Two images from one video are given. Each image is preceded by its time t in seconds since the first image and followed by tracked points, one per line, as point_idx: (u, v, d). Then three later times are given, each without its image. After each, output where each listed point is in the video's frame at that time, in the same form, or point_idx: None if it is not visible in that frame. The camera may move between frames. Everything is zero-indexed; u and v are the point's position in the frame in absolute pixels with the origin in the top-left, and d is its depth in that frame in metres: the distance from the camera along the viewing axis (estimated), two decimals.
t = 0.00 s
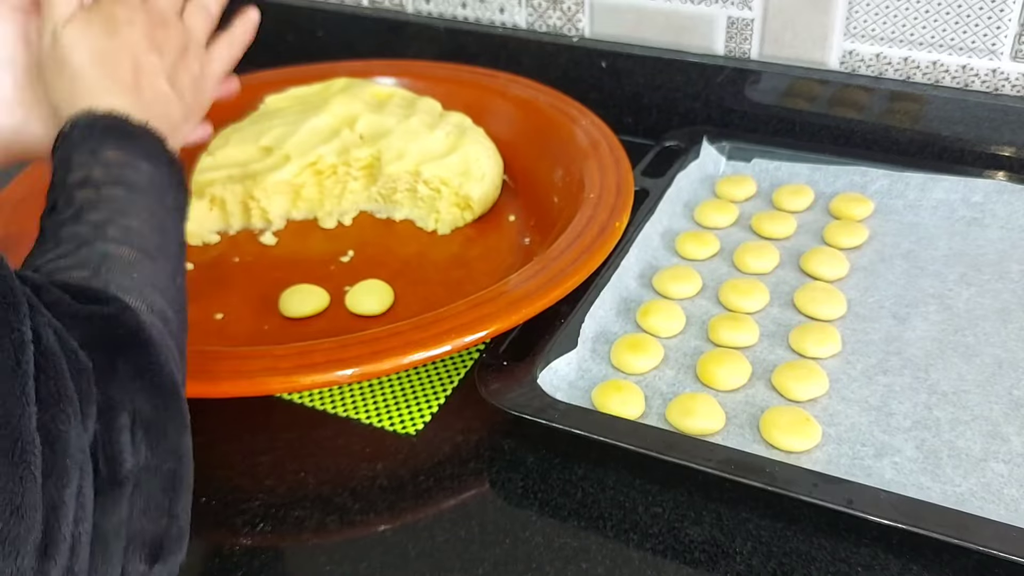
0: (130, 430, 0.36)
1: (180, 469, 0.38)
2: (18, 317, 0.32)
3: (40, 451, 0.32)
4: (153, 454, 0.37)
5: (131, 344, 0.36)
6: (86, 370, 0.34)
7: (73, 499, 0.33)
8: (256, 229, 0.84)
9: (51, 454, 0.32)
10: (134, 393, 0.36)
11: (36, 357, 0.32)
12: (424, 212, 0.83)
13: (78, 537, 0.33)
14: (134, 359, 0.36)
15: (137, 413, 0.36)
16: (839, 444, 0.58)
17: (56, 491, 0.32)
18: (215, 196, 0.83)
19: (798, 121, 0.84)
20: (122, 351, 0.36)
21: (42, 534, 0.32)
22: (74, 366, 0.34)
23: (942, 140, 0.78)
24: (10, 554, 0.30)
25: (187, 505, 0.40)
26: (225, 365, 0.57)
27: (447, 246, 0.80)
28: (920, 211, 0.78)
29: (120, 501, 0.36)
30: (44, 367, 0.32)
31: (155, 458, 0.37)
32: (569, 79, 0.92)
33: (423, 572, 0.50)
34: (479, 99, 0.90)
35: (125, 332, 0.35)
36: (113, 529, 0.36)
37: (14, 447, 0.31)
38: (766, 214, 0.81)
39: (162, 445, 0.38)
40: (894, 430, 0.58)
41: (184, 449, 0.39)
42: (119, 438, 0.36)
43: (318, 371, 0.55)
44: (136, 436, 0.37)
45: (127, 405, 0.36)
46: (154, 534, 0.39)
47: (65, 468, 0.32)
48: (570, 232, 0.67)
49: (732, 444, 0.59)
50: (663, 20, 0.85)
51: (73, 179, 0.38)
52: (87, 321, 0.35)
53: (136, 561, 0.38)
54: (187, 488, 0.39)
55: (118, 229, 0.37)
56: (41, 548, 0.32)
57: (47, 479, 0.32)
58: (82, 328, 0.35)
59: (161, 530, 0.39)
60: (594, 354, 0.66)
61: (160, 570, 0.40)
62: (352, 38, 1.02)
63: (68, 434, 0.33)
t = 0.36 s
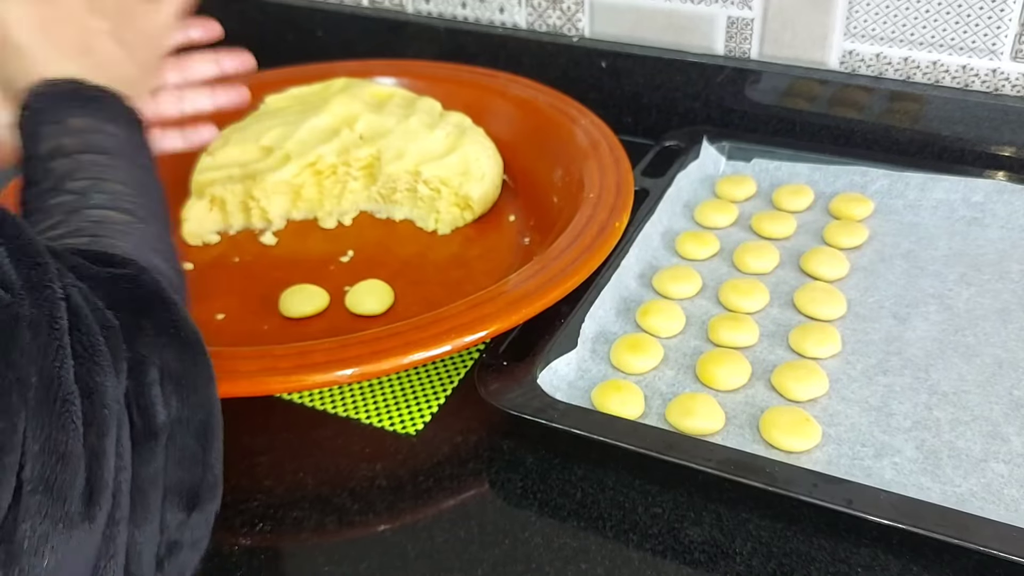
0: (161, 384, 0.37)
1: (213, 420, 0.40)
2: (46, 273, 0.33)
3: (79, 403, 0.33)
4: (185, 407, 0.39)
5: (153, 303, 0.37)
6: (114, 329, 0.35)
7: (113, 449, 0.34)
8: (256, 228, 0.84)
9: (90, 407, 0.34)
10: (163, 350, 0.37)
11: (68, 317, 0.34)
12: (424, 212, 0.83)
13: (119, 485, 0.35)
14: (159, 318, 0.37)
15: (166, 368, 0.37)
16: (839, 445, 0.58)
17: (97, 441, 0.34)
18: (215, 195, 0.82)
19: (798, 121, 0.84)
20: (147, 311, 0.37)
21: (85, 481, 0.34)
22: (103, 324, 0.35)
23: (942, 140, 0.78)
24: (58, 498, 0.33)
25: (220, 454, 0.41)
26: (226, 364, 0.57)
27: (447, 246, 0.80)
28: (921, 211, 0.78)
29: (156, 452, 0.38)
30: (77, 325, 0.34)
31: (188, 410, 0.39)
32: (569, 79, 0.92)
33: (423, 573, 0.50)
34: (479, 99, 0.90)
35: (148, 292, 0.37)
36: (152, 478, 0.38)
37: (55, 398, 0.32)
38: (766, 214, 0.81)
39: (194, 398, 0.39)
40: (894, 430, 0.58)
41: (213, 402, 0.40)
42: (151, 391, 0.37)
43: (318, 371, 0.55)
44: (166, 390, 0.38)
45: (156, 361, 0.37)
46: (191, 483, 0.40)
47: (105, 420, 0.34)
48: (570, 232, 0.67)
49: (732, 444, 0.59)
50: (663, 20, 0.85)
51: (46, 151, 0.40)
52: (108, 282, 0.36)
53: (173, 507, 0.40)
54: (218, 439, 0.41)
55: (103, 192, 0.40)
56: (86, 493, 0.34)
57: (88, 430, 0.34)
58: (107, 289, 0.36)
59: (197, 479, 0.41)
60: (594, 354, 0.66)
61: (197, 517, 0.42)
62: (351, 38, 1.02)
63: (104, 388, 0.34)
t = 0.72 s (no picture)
0: (150, 388, 0.37)
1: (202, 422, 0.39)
2: (36, 285, 0.32)
3: (68, 408, 0.33)
4: (176, 408, 0.38)
5: (138, 302, 0.37)
6: (102, 333, 0.35)
7: (104, 454, 0.34)
8: (256, 228, 0.84)
9: (80, 412, 0.33)
10: (153, 354, 0.37)
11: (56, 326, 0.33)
12: (424, 212, 0.83)
13: (111, 489, 0.35)
14: (149, 322, 0.37)
15: (155, 373, 0.37)
16: (838, 445, 0.57)
17: (88, 445, 0.34)
18: (215, 195, 0.82)
19: (799, 121, 0.84)
20: (135, 314, 0.37)
21: (76, 488, 0.33)
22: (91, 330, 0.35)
23: (943, 140, 0.78)
24: (51, 503, 0.32)
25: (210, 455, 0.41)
26: (225, 364, 0.57)
27: (447, 245, 0.80)
28: (921, 211, 0.78)
29: (147, 454, 0.37)
30: (65, 332, 0.33)
31: (178, 412, 0.38)
32: (569, 79, 0.92)
33: (422, 573, 0.50)
34: (479, 98, 0.90)
35: (134, 294, 0.37)
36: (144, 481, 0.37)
37: (44, 405, 0.32)
38: (766, 214, 0.81)
39: (184, 400, 0.38)
40: (894, 430, 0.58)
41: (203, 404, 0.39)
42: (139, 395, 0.36)
43: (318, 371, 0.55)
44: (155, 394, 0.37)
45: (145, 364, 0.37)
46: (181, 483, 0.39)
47: (95, 425, 0.34)
48: (570, 232, 0.67)
49: (732, 444, 0.59)
50: (663, 20, 0.85)
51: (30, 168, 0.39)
52: (95, 288, 0.36)
53: (164, 508, 0.39)
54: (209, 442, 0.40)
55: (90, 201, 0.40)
56: (78, 498, 0.33)
57: (79, 435, 0.33)
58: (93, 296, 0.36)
59: (188, 480, 0.40)
60: (593, 354, 0.66)
61: (189, 517, 0.40)
62: (351, 38, 1.02)
63: (93, 393, 0.34)
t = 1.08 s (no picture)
0: None
1: None
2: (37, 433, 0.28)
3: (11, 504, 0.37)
4: None
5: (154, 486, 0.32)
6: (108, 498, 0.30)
7: None
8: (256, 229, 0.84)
9: None
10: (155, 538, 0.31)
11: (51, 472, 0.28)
12: (424, 212, 0.83)
13: None
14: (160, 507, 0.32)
15: None
16: (839, 445, 0.57)
17: None
18: (215, 196, 0.82)
19: (798, 121, 0.84)
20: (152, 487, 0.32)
21: None
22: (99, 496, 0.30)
23: (942, 140, 0.78)
24: None
25: None
26: (224, 365, 0.57)
27: (447, 246, 0.80)
28: (920, 210, 0.78)
29: None
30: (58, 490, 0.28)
31: None
32: (569, 80, 0.92)
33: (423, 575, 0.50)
34: (479, 99, 0.90)
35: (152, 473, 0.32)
36: None
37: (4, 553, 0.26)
38: (766, 214, 0.81)
39: None
40: (895, 430, 0.58)
41: None
42: None
43: (318, 372, 0.55)
44: None
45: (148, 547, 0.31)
46: None
47: None
48: (570, 232, 0.67)
49: (733, 444, 0.59)
50: (662, 20, 0.85)
51: (48, 304, 0.40)
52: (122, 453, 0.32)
53: None
54: None
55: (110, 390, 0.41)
56: None
57: None
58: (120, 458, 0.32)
59: None
60: (594, 354, 0.66)
61: None
62: (350, 39, 1.02)
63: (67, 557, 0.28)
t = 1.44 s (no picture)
0: (188, 308, 0.38)
1: (243, 347, 0.40)
2: (57, 210, 0.34)
3: (92, 318, 0.34)
4: (212, 330, 0.39)
5: (178, 236, 0.39)
6: (131, 257, 0.37)
7: (135, 369, 0.35)
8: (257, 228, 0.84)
9: (106, 324, 0.34)
10: (187, 278, 0.39)
11: (77, 240, 0.35)
12: (424, 212, 0.83)
13: (145, 408, 0.35)
14: (186, 248, 0.39)
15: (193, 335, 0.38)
16: (838, 445, 0.57)
17: (119, 358, 0.34)
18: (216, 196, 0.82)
19: (798, 120, 0.84)
20: (174, 243, 0.39)
21: (107, 398, 0.34)
22: (121, 253, 0.37)
23: (943, 140, 0.78)
24: (75, 408, 0.33)
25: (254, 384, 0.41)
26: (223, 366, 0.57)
27: (447, 246, 0.80)
28: (921, 211, 0.78)
29: (185, 374, 0.37)
30: (89, 252, 0.35)
31: (216, 333, 0.39)
32: (569, 79, 0.92)
33: (421, 573, 0.50)
34: (479, 99, 0.90)
35: (170, 231, 0.39)
36: (182, 405, 0.37)
37: (66, 312, 0.33)
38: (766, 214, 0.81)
39: (221, 320, 0.39)
40: (894, 430, 0.58)
41: (245, 336, 0.40)
42: (178, 314, 0.37)
43: (318, 371, 0.55)
44: (192, 314, 0.38)
45: (182, 286, 0.38)
46: (221, 406, 0.39)
47: (123, 334, 0.34)
48: (570, 232, 0.67)
49: (732, 444, 0.59)
50: (662, 20, 0.85)
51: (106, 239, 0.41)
52: (135, 220, 0.39)
53: (205, 431, 0.39)
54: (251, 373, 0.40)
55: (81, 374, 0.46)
56: (108, 408, 0.34)
57: (107, 346, 0.34)
58: (134, 226, 0.38)
59: (227, 402, 0.39)
60: (593, 354, 0.66)
61: (230, 442, 0.40)
62: (351, 38, 1.02)
63: (120, 305, 0.35)
